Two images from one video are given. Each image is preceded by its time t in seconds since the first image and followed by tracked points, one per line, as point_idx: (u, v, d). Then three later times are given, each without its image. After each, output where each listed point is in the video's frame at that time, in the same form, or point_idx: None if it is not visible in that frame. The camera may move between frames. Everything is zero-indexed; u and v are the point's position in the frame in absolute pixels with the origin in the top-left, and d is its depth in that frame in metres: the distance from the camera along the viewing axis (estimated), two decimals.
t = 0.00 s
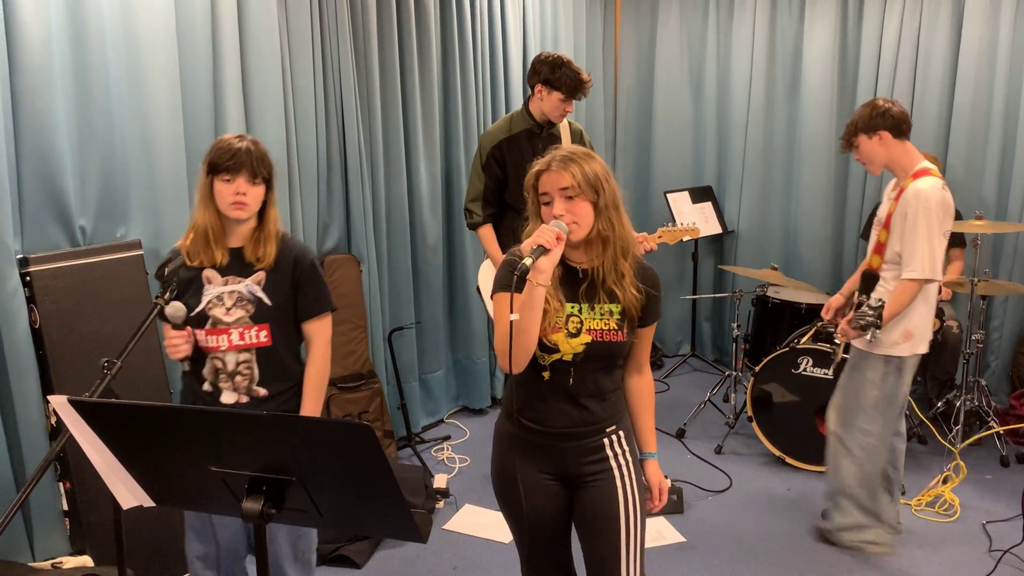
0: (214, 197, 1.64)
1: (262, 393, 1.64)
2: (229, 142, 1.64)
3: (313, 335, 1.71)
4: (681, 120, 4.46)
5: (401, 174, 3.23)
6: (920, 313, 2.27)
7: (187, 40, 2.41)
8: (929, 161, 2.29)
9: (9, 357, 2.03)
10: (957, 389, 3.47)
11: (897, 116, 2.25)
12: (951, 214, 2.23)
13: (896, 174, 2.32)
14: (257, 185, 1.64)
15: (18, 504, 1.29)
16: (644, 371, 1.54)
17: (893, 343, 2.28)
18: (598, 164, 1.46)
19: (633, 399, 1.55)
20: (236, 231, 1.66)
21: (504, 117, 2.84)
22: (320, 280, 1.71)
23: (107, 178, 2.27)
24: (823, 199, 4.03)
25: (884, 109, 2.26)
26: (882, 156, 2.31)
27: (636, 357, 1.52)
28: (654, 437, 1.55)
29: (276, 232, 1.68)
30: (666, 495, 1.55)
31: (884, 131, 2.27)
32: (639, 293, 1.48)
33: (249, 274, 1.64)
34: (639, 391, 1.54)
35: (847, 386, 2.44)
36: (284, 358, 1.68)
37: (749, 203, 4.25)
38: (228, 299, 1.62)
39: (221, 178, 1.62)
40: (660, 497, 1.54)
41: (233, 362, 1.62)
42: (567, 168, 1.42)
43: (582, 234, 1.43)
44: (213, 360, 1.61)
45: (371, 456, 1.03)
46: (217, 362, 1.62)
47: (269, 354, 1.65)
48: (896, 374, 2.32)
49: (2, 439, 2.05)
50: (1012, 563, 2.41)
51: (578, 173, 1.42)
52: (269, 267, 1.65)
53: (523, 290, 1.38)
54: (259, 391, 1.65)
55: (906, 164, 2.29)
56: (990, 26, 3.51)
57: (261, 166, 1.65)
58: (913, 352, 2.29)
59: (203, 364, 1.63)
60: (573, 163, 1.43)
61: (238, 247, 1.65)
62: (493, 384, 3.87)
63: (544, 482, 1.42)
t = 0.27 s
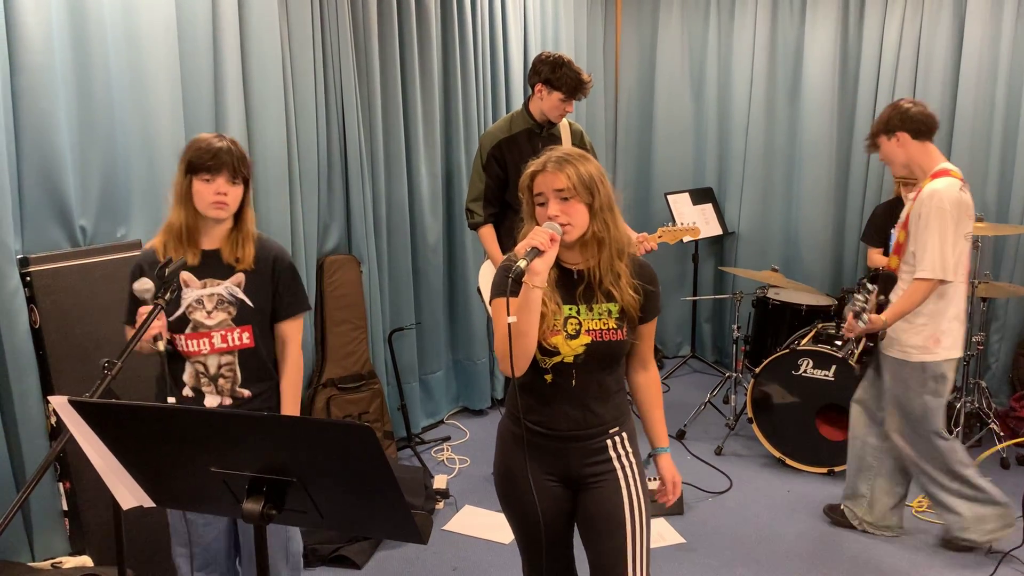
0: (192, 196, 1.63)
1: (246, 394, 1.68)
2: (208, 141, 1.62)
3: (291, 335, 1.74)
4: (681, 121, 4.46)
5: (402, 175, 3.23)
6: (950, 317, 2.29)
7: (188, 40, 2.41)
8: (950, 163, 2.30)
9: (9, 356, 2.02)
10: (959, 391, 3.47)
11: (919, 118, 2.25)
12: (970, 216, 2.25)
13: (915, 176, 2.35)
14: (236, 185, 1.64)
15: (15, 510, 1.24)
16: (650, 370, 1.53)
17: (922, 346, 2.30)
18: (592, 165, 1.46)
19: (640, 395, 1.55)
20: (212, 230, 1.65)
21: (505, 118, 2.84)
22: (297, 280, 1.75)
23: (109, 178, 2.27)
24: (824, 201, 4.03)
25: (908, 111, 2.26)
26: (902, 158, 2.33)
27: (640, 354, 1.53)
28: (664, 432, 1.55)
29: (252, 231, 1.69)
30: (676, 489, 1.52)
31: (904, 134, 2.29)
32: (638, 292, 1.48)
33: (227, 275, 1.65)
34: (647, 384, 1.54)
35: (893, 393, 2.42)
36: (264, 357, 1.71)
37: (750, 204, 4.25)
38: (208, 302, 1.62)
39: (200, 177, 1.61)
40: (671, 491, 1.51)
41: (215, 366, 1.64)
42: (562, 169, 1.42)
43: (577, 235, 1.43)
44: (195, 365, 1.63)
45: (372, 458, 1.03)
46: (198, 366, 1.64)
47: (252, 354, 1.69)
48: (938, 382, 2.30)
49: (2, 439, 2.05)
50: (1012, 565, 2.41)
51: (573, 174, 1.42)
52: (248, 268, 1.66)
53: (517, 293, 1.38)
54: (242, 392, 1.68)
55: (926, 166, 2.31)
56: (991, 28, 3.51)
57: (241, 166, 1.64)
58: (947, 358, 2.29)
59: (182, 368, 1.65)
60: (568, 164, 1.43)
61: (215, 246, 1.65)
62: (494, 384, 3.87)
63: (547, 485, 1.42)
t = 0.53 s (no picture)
0: (177, 195, 1.63)
1: (246, 391, 1.69)
2: (192, 140, 1.62)
3: (281, 329, 1.78)
4: (681, 121, 4.46)
5: (401, 175, 3.23)
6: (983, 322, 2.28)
7: (187, 39, 2.40)
8: (978, 164, 2.29)
9: (7, 354, 2.02)
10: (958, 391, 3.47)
11: (941, 122, 2.26)
12: (996, 220, 2.24)
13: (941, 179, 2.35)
14: (222, 183, 1.65)
15: (16, 508, 1.24)
16: (654, 356, 1.53)
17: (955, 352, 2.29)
18: (579, 164, 1.46)
19: (648, 386, 1.55)
20: (197, 230, 1.65)
21: (506, 117, 2.84)
22: (285, 274, 1.79)
23: (108, 177, 2.27)
24: (823, 201, 4.03)
25: (931, 117, 2.27)
26: (926, 162, 2.33)
27: (643, 346, 1.52)
28: (676, 422, 1.54)
29: (238, 231, 1.70)
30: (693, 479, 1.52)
31: (927, 139, 2.29)
32: (626, 288, 1.48)
33: (219, 275, 1.66)
34: (654, 374, 1.54)
35: (932, 394, 2.40)
36: (259, 354, 1.73)
37: (749, 204, 4.25)
38: (202, 304, 1.63)
39: (187, 176, 1.61)
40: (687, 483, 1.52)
41: (214, 367, 1.64)
42: (549, 167, 1.42)
43: (562, 233, 1.43)
44: (194, 367, 1.62)
45: (371, 456, 1.03)
46: (197, 368, 1.63)
47: (249, 352, 1.70)
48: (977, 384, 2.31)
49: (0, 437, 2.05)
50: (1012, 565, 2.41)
51: (561, 171, 1.42)
52: (239, 267, 1.68)
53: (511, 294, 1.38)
54: (242, 389, 1.69)
55: (952, 169, 2.30)
56: (991, 29, 3.51)
57: (225, 165, 1.66)
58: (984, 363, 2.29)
59: (178, 372, 1.62)
60: (555, 162, 1.43)
61: (203, 246, 1.65)
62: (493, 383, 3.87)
63: (548, 483, 1.42)
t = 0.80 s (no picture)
0: (173, 208, 1.61)
1: (251, 397, 1.68)
2: (188, 152, 1.62)
3: (276, 333, 1.81)
4: (678, 121, 4.47)
5: (399, 175, 3.23)
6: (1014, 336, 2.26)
7: (185, 39, 2.40)
8: (1007, 176, 2.30)
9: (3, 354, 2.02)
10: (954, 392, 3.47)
11: (969, 132, 2.29)
12: (1019, 229, 2.23)
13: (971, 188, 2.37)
14: (219, 196, 1.65)
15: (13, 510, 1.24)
16: (646, 359, 1.53)
17: (984, 363, 2.29)
18: (578, 163, 1.47)
19: (640, 389, 1.55)
20: (193, 241, 1.64)
21: (508, 117, 2.84)
22: (279, 280, 1.81)
23: (104, 176, 2.26)
24: (820, 201, 4.04)
25: (959, 126, 2.31)
26: (954, 172, 2.38)
27: (635, 350, 1.53)
28: (662, 424, 1.55)
29: (233, 242, 1.70)
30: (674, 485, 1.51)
31: (955, 148, 2.34)
32: (620, 291, 1.48)
33: (219, 284, 1.66)
34: (645, 378, 1.54)
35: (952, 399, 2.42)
36: (258, 361, 1.73)
37: (746, 204, 4.26)
38: (205, 313, 1.63)
39: (183, 188, 1.60)
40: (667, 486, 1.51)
41: (218, 375, 1.63)
42: (551, 164, 1.43)
43: (561, 230, 1.43)
44: (200, 376, 1.60)
45: (369, 459, 1.04)
46: (201, 377, 1.62)
47: (250, 359, 1.70)
48: (1002, 395, 2.32)
49: None
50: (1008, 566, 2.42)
51: (563, 169, 1.43)
52: (236, 278, 1.68)
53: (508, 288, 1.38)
54: (246, 395, 1.68)
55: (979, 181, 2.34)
56: (988, 30, 3.52)
57: (221, 177, 1.65)
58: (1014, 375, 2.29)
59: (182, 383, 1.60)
60: (556, 159, 1.44)
61: (199, 257, 1.64)
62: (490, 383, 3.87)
63: (544, 484, 1.42)
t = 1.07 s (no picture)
0: (178, 199, 1.61)
1: (257, 391, 1.68)
2: (191, 144, 1.62)
3: (278, 328, 1.82)
4: (675, 122, 4.47)
5: (395, 175, 3.23)
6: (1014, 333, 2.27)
7: (181, 39, 2.39)
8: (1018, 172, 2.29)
9: None
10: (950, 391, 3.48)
11: (981, 128, 2.31)
12: (1016, 228, 2.22)
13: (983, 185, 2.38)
14: (223, 187, 1.65)
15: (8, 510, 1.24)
16: (635, 371, 1.54)
17: (988, 360, 2.29)
18: (587, 164, 1.48)
19: (624, 397, 1.55)
20: (199, 232, 1.64)
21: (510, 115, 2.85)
22: (283, 278, 1.81)
23: (100, 177, 2.26)
24: (816, 201, 4.05)
25: (970, 121, 2.33)
26: (966, 169, 2.40)
27: (625, 355, 1.53)
28: (646, 436, 1.53)
29: (238, 234, 1.71)
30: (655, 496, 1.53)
31: (966, 145, 2.36)
32: (621, 295, 1.48)
33: (225, 279, 1.66)
34: (632, 387, 1.54)
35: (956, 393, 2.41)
36: (263, 355, 1.73)
37: (742, 204, 4.27)
38: (212, 307, 1.62)
39: (187, 180, 1.60)
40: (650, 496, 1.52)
41: (227, 368, 1.63)
42: (561, 164, 1.43)
43: (569, 229, 1.43)
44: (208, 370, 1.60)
45: (364, 460, 1.04)
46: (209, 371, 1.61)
47: (255, 353, 1.71)
48: (1005, 393, 2.31)
49: None
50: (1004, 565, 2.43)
51: (572, 169, 1.43)
52: (242, 270, 1.68)
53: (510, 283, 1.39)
54: (252, 390, 1.69)
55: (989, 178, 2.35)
56: (983, 31, 3.53)
57: (224, 168, 1.66)
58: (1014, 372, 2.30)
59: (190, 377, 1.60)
60: (566, 159, 1.45)
61: (205, 249, 1.65)
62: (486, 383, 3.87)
63: (536, 484, 1.43)
